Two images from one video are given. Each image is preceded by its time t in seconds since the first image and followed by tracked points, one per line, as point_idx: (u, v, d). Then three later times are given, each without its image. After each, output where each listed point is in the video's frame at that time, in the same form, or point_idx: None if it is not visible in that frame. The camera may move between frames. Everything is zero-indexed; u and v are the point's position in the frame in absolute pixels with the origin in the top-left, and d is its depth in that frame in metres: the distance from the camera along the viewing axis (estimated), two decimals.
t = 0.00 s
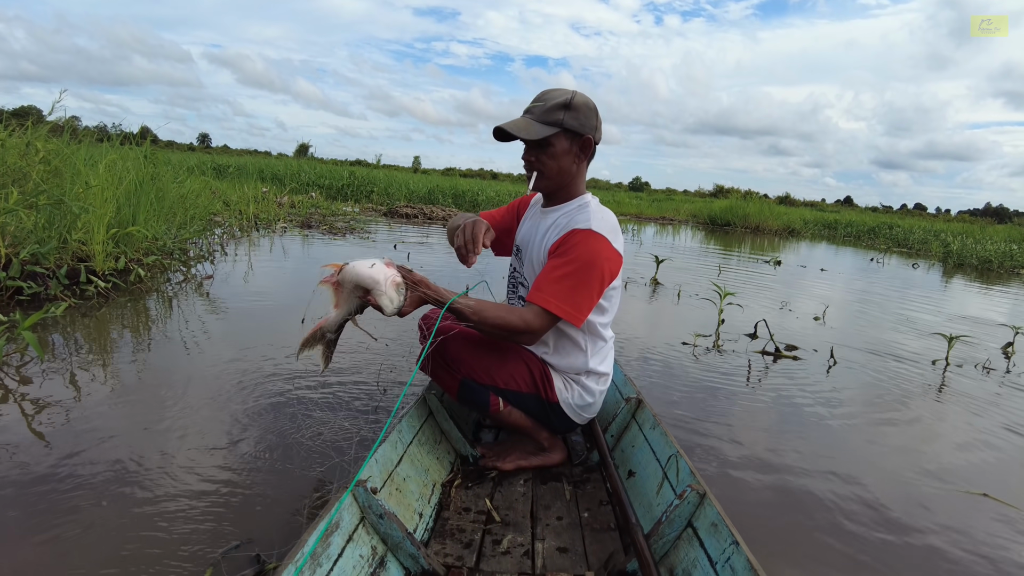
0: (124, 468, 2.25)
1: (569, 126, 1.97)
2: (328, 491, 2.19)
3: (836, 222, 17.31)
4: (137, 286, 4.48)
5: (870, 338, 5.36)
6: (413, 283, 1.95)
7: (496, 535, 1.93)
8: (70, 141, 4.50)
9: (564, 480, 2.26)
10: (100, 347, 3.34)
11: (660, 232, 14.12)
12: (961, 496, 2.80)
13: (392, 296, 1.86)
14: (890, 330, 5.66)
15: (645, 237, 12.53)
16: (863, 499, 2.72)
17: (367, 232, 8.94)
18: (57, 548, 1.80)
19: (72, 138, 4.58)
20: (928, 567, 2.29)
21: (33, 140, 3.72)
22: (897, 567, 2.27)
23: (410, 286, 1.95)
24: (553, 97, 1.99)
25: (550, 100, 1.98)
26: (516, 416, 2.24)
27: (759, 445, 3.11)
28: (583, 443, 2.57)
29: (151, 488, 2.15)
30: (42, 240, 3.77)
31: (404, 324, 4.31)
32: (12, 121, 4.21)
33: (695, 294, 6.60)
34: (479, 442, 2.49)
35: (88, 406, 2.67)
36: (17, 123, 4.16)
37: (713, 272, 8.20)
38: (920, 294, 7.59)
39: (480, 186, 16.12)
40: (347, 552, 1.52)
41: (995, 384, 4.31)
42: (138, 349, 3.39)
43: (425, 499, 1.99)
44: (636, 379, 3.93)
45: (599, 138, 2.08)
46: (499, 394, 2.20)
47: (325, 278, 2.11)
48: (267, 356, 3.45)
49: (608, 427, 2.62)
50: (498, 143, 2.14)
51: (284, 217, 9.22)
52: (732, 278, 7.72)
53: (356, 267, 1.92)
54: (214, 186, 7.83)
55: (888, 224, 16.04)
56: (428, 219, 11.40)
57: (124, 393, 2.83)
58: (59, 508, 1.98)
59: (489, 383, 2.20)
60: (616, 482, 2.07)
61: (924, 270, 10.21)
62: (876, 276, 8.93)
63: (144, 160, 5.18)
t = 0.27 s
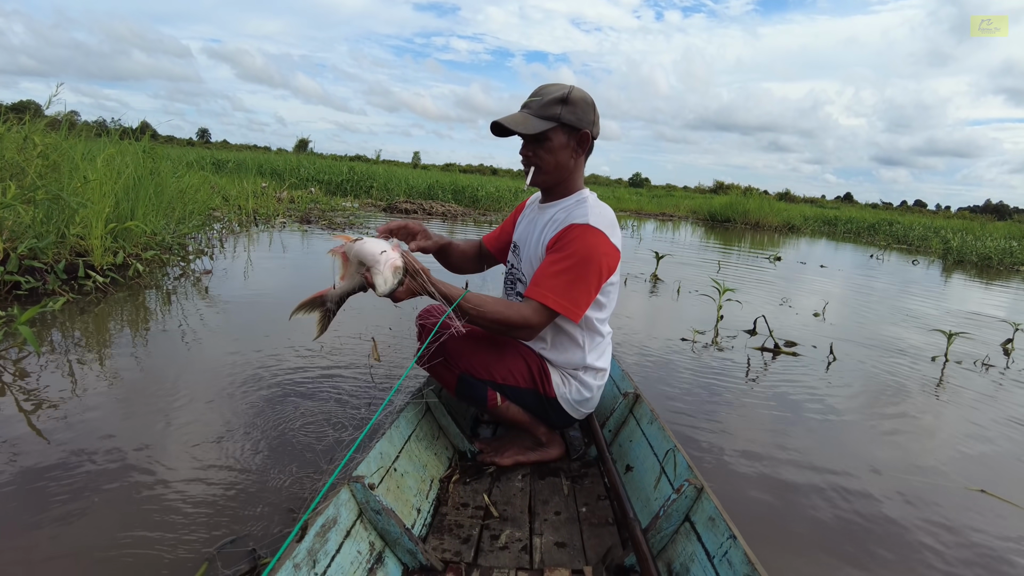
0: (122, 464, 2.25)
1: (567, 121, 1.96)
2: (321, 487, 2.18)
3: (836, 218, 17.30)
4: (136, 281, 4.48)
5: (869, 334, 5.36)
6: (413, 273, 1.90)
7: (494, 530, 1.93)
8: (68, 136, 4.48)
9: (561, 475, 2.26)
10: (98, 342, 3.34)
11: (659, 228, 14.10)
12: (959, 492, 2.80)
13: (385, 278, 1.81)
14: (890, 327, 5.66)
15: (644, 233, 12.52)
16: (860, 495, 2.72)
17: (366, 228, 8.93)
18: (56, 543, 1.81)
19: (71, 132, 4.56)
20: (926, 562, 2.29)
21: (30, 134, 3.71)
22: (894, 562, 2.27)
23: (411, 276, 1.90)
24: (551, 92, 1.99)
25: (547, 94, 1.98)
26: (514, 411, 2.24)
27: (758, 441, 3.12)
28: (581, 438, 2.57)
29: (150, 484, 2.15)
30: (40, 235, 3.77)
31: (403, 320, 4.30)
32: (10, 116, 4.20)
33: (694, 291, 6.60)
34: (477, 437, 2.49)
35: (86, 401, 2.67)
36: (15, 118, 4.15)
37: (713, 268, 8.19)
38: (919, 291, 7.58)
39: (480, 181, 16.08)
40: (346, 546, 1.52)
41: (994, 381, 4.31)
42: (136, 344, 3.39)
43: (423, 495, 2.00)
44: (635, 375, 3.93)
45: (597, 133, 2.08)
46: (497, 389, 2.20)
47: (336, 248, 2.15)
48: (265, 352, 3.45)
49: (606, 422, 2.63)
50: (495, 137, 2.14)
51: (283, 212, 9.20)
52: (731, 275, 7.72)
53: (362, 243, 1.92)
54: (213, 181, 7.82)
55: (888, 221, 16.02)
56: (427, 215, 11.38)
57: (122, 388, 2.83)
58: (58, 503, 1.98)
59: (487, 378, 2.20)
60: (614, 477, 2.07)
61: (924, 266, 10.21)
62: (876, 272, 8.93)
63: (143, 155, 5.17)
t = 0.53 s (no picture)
0: (120, 461, 2.25)
1: (563, 118, 1.95)
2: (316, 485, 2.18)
3: (836, 215, 17.29)
4: (134, 277, 4.47)
5: (869, 331, 5.36)
6: (410, 259, 1.95)
7: (491, 527, 1.93)
8: (66, 132, 4.47)
9: (559, 471, 2.26)
10: (97, 338, 3.34)
11: (659, 225, 14.08)
12: (956, 489, 2.81)
13: (381, 250, 1.87)
14: (889, 324, 5.66)
15: (644, 230, 12.52)
16: (858, 491, 2.72)
17: (365, 224, 8.91)
18: (53, 540, 1.81)
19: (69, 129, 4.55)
20: (923, 559, 2.29)
21: (28, 130, 3.70)
22: (891, 559, 2.27)
23: (409, 262, 1.95)
24: (547, 89, 1.98)
25: (543, 92, 1.97)
26: (512, 408, 2.24)
27: (756, 438, 3.12)
28: (578, 435, 2.58)
29: (147, 480, 2.16)
30: (38, 231, 3.76)
31: (401, 316, 4.30)
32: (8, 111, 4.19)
33: (694, 287, 6.59)
34: (474, 434, 2.50)
35: (84, 397, 2.68)
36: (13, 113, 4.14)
37: (712, 265, 8.19)
38: (919, 288, 7.57)
39: (479, 178, 16.06)
40: (341, 543, 1.52)
41: (993, 378, 4.31)
42: (135, 340, 3.40)
43: (420, 492, 2.00)
44: (633, 371, 3.93)
45: (593, 130, 2.07)
46: (495, 386, 2.20)
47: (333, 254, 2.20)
48: (264, 348, 3.45)
49: (604, 419, 2.63)
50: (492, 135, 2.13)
51: (282, 208, 9.18)
52: (730, 272, 7.71)
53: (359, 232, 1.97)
54: (212, 177, 7.81)
55: (888, 218, 16.00)
56: (426, 211, 11.37)
57: (120, 385, 2.84)
58: (55, 499, 1.99)
59: (485, 374, 2.20)
60: (611, 473, 2.08)
61: (924, 263, 10.20)
62: (875, 270, 8.92)
63: (141, 151, 5.16)
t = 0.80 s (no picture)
0: (118, 459, 2.25)
1: (557, 117, 1.95)
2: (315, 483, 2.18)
3: (835, 213, 17.28)
4: (134, 275, 4.48)
5: (868, 329, 5.36)
6: (405, 256, 2.00)
7: (489, 524, 1.94)
8: (65, 130, 4.47)
9: (556, 469, 2.27)
10: (96, 336, 3.35)
11: (659, 222, 14.07)
12: (954, 487, 2.81)
13: (373, 241, 1.88)
14: (888, 322, 5.66)
15: (643, 227, 12.51)
16: (855, 489, 2.73)
17: (364, 222, 8.90)
18: (52, 538, 1.81)
19: (68, 126, 4.55)
20: (920, 557, 2.30)
21: (26, 127, 3.70)
22: (888, 557, 2.28)
23: (403, 258, 1.99)
24: (540, 88, 1.98)
25: (537, 90, 1.97)
26: (509, 406, 2.24)
27: (754, 436, 3.12)
28: (576, 433, 2.58)
29: (146, 478, 2.16)
30: (36, 229, 3.76)
31: (400, 314, 4.30)
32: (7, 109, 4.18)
33: (693, 285, 6.58)
34: (472, 432, 2.50)
35: (83, 395, 2.68)
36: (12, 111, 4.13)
37: (712, 263, 8.19)
38: (919, 286, 7.57)
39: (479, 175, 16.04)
40: (339, 541, 1.52)
41: (992, 377, 4.31)
42: (134, 338, 3.40)
43: (418, 489, 2.01)
44: (632, 369, 3.94)
45: (588, 127, 2.07)
46: (493, 383, 2.20)
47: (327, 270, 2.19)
48: (262, 346, 3.45)
49: (601, 417, 2.64)
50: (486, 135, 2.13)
51: (282, 205, 9.17)
52: (730, 269, 7.71)
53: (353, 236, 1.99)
54: (211, 174, 7.80)
55: (888, 215, 15.98)
56: (425, 209, 11.36)
57: (118, 383, 2.84)
58: (54, 497, 2.00)
59: (483, 372, 2.20)
60: (609, 472, 2.08)
61: (923, 261, 10.20)
62: (875, 267, 8.92)
63: (141, 148, 5.15)
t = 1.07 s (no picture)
0: (119, 458, 2.26)
1: (553, 117, 1.95)
2: (313, 482, 2.19)
3: (835, 211, 17.26)
4: (133, 274, 4.47)
5: (867, 328, 5.36)
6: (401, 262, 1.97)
7: (487, 523, 1.94)
8: (65, 127, 4.46)
9: (554, 468, 2.27)
10: (95, 335, 3.35)
11: (659, 221, 14.06)
12: (951, 486, 2.82)
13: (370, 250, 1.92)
14: (888, 321, 5.66)
15: (643, 226, 12.50)
16: (854, 488, 2.73)
17: (364, 220, 8.89)
18: (51, 537, 1.81)
19: (67, 124, 4.54)
20: (917, 556, 2.30)
21: (26, 125, 3.69)
22: (886, 555, 2.28)
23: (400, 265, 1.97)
24: (536, 87, 1.98)
25: (532, 90, 1.97)
26: (508, 404, 2.25)
27: (753, 435, 3.12)
28: (574, 432, 2.59)
29: (147, 477, 2.17)
30: (35, 227, 3.76)
31: (399, 313, 4.30)
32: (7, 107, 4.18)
33: (693, 284, 6.57)
34: (471, 431, 2.51)
35: (82, 394, 2.69)
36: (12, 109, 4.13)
37: (711, 261, 8.18)
38: (918, 285, 7.56)
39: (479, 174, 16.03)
40: (338, 540, 1.53)
41: (991, 376, 4.31)
42: (133, 337, 3.41)
43: (417, 488, 2.01)
44: (631, 368, 3.94)
45: (584, 127, 2.07)
46: (491, 383, 2.21)
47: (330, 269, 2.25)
48: (261, 345, 3.45)
49: (599, 415, 2.64)
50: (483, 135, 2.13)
51: (281, 204, 9.16)
52: (729, 268, 7.71)
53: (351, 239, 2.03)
54: (210, 172, 7.79)
55: (888, 214, 15.97)
56: (425, 208, 11.35)
57: (119, 381, 2.85)
58: (56, 495, 2.00)
59: (481, 371, 2.20)
60: (607, 470, 2.09)
61: (923, 260, 10.19)
62: (874, 266, 8.92)
63: (140, 146, 5.15)
